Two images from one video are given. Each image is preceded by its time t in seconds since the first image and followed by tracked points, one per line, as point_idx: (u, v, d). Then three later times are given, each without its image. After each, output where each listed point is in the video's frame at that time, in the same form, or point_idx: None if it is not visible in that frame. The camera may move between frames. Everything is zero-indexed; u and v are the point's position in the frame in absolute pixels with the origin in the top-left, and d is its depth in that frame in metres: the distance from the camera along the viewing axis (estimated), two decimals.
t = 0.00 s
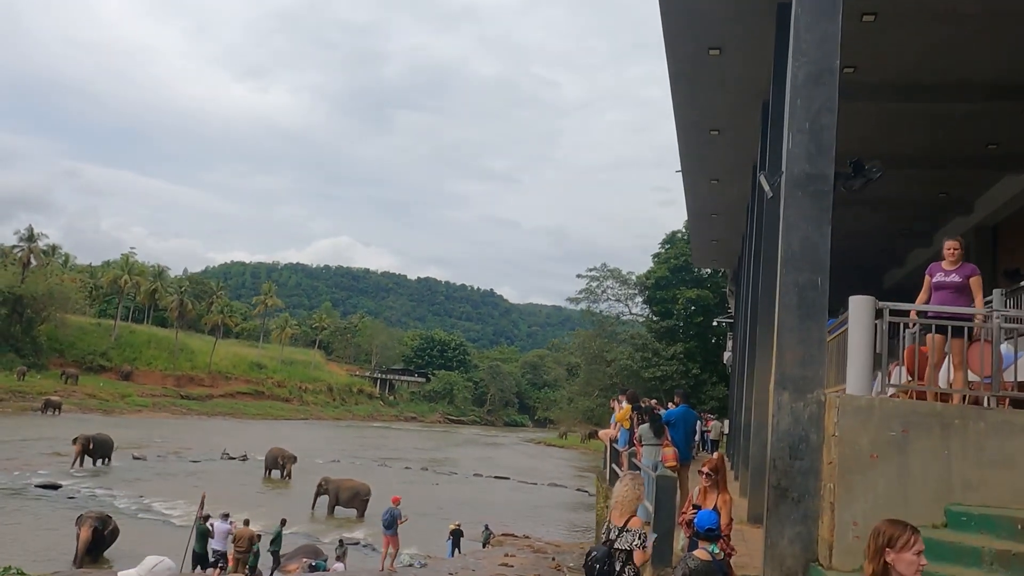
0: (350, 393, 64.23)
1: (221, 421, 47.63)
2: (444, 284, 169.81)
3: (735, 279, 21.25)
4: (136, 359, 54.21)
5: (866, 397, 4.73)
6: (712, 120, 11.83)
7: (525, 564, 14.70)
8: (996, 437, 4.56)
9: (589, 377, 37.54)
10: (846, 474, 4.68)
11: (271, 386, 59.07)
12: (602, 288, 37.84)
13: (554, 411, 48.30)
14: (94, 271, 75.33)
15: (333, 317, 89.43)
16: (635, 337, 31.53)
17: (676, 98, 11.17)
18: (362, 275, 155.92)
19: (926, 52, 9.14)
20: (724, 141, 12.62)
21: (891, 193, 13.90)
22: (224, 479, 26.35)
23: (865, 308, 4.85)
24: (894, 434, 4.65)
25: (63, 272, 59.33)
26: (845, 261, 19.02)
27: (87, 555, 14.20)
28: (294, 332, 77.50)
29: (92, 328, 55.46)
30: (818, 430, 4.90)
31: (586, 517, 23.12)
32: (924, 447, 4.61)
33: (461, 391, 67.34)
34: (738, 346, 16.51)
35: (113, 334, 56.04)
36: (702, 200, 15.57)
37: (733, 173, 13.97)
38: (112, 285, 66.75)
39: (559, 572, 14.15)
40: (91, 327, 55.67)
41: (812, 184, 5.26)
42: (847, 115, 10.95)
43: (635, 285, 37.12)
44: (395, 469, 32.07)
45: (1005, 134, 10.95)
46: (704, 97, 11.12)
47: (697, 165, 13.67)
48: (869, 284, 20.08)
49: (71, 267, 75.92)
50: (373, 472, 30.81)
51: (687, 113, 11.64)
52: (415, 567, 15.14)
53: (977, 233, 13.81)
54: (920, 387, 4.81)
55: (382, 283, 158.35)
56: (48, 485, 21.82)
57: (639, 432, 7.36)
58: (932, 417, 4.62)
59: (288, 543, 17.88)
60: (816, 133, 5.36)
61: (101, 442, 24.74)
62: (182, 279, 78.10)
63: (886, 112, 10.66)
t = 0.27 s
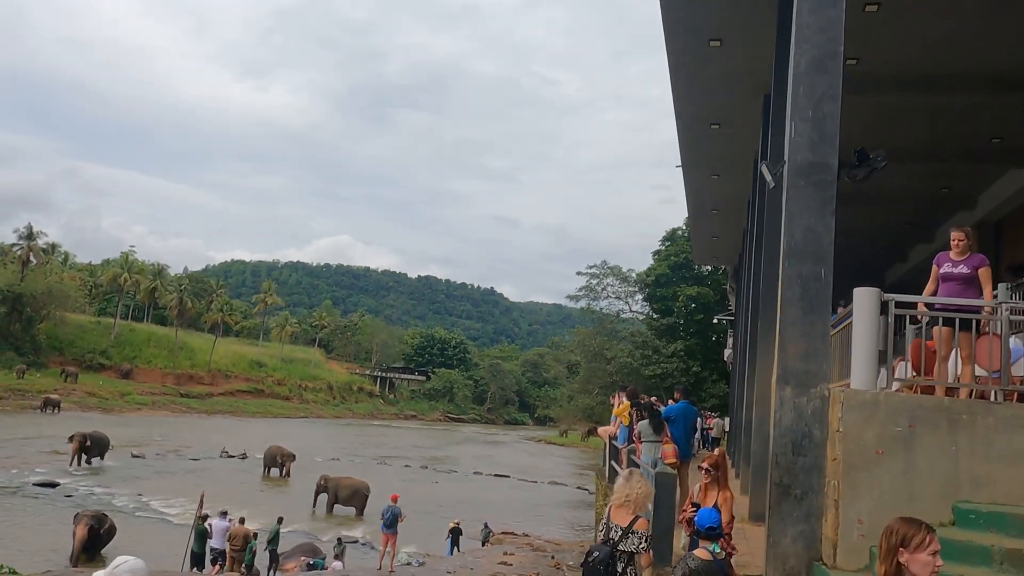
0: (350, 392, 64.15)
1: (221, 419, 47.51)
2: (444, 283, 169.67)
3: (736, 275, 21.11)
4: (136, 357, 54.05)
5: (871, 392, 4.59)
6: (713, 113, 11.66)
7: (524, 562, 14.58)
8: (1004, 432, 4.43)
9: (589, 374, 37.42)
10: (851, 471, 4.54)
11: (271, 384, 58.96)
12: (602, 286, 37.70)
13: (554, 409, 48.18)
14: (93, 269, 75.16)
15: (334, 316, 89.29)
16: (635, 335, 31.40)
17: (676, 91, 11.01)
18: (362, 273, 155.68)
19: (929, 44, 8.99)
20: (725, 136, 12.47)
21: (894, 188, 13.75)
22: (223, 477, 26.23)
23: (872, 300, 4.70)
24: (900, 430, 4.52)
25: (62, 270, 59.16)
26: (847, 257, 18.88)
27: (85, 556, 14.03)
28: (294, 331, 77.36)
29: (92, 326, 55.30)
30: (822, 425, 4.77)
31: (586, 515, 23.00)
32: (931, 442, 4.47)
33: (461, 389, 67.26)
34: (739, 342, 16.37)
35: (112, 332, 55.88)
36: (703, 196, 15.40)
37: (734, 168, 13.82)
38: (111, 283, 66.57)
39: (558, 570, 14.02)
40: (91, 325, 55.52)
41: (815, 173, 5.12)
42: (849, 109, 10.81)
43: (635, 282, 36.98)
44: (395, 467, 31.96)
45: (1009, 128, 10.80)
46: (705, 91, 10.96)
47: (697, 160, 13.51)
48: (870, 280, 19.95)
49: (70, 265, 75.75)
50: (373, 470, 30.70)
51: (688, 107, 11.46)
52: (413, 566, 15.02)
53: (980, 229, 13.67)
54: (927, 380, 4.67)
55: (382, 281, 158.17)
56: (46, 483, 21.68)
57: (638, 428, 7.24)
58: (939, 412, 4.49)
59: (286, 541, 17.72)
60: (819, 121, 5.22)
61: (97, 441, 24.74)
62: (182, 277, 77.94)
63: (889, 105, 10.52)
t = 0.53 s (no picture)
0: (352, 391, 64.06)
1: (222, 418, 47.41)
2: (446, 282, 169.59)
3: (738, 273, 20.97)
4: (137, 357, 53.93)
5: (879, 387, 4.47)
6: (714, 107, 11.52)
7: (525, 561, 14.46)
8: (1017, 428, 4.29)
9: (590, 373, 37.27)
10: (858, 468, 4.42)
11: (272, 384, 58.86)
12: (604, 284, 37.55)
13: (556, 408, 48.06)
14: (95, 269, 75.10)
15: (335, 315, 89.18)
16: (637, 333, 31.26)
17: (677, 85, 10.86)
18: (364, 273, 155.55)
19: (935, 36, 8.85)
20: (727, 131, 12.32)
21: (898, 184, 13.60)
22: (223, 477, 26.13)
23: (879, 292, 4.58)
24: (909, 426, 4.39)
25: (64, 270, 59.06)
26: (850, 254, 18.74)
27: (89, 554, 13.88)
28: (296, 330, 77.29)
29: (94, 326, 55.18)
30: (828, 422, 4.65)
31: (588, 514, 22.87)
32: (942, 439, 4.34)
33: (463, 389, 67.14)
34: (741, 340, 16.23)
35: (114, 332, 55.76)
36: (705, 192, 15.27)
37: (736, 164, 13.67)
38: (113, 283, 66.45)
39: (558, 570, 13.90)
40: (92, 325, 55.42)
41: (820, 163, 4.99)
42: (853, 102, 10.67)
43: (637, 281, 36.83)
44: (396, 466, 31.84)
45: (1015, 121, 10.65)
46: (706, 84, 10.81)
47: (699, 155, 13.37)
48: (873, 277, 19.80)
49: (72, 265, 75.67)
50: (374, 469, 30.59)
51: (690, 101, 11.32)
52: (413, 566, 14.90)
53: (985, 225, 13.51)
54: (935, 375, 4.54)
55: (384, 281, 158.11)
56: (47, 482, 21.62)
57: (640, 426, 7.12)
58: (949, 408, 4.36)
59: (286, 540, 17.62)
60: (825, 110, 5.09)
61: (95, 440, 24.58)
62: (183, 277, 77.85)
63: (893, 98, 10.37)
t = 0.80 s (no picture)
0: (356, 390, 64.03)
1: (227, 418, 47.36)
2: (450, 281, 169.57)
3: (743, 270, 20.82)
4: (142, 356, 53.91)
5: (887, 383, 4.34)
6: (718, 102, 11.35)
7: (529, 561, 14.33)
8: None
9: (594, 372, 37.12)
10: (867, 465, 4.28)
11: (277, 382, 58.84)
12: (608, 282, 37.38)
13: (560, 407, 47.93)
14: (100, 268, 75.12)
15: (340, 314, 89.12)
16: (641, 332, 31.11)
17: (680, 80, 10.69)
18: (368, 272, 155.52)
19: (943, 26, 8.68)
20: (731, 126, 12.14)
21: (905, 179, 13.43)
22: (226, 476, 26.02)
23: (887, 284, 4.45)
24: (918, 421, 4.27)
25: (68, 270, 59.05)
26: (856, 251, 18.56)
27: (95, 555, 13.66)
28: (300, 329, 77.26)
29: (99, 325, 55.15)
30: (835, 418, 4.53)
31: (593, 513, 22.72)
32: (951, 436, 4.22)
33: (467, 387, 67.08)
34: (746, 338, 16.08)
35: (119, 331, 55.73)
36: (708, 189, 15.10)
37: (741, 159, 13.50)
38: (118, 283, 66.43)
39: (562, 569, 13.76)
40: (97, 325, 55.40)
41: (826, 153, 4.86)
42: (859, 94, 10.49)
43: (641, 279, 36.65)
44: (400, 465, 31.74)
45: None
46: (710, 79, 10.64)
47: (703, 151, 13.19)
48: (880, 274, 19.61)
49: (77, 265, 75.68)
50: (378, 468, 30.51)
51: (693, 97, 11.16)
52: (416, 565, 14.77)
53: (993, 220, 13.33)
54: (947, 369, 4.40)
55: (388, 280, 158.09)
56: (50, 481, 21.57)
57: (641, 423, 6.98)
58: (959, 403, 4.23)
59: (289, 540, 17.52)
60: (832, 98, 4.94)
61: (96, 438, 24.38)
62: (188, 276, 77.86)
63: (901, 89, 10.21)
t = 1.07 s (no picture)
0: (363, 388, 64.02)
1: (234, 417, 47.36)
2: (457, 280, 169.61)
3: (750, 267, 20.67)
4: (150, 355, 53.98)
5: (896, 374, 4.20)
6: (724, 95, 11.19)
7: (534, 559, 14.20)
8: None
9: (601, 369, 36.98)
10: (876, 460, 4.15)
11: (284, 381, 58.85)
12: (614, 280, 37.22)
13: (567, 405, 47.81)
14: (108, 268, 75.29)
15: (347, 313, 89.14)
16: (648, 329, 30.97)
17: (686, 72, 10.54)
18: (375, 271, 155.50)
19: (952, 16, 8.54)
20: (737, 119, 11.98)
21: (914, 173, 13.25)
22: (233, 475, 25.99)
23: (896, 274, 4.31)
24: (929, 416, 4.13)
25: (76, 270, 59.13)
26: (864, 246, 18.38)
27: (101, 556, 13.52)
28: (307, 328, 77.30)
29: (107, 325, 55.24)
30: (842, 412, 4.40)
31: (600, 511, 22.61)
32: (963, 431, 4.08)
33: (474, 386, 67.01)
34: (753, 335, 15.92)
35: (127, 331, 55.80)
36: (715, 184, 14.93)
37: (747, 154, 13.34)
38: (126, 282, 66.55)
39: (568, 567, 13.65)
40: (106, 324, 55.50)
41: (832, 139, 4.73)
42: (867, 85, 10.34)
43: (647, 276, 36.49)
44: (407, 464, 31.67)
45: None
46: (715, 71, 10.49)
47: (708, 146, 13.04)
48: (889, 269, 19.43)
49: (85, 264, 75.82)
50: (384, 467, 30.44)
51: (699, 90, 11.01)
52: (421, 564, 14.68)
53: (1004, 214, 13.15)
54: (957, 362, 4.26)
55: (395, 279, 158.13)
56: (57, 479, 21.56)
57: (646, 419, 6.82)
58: (971, 397, 4.09)
59: (294, 538, 17.46)
60: (838, 84, 4.80)
61: (98, 438, 24.03)
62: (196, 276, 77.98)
63: (909, 81, 10.06)
